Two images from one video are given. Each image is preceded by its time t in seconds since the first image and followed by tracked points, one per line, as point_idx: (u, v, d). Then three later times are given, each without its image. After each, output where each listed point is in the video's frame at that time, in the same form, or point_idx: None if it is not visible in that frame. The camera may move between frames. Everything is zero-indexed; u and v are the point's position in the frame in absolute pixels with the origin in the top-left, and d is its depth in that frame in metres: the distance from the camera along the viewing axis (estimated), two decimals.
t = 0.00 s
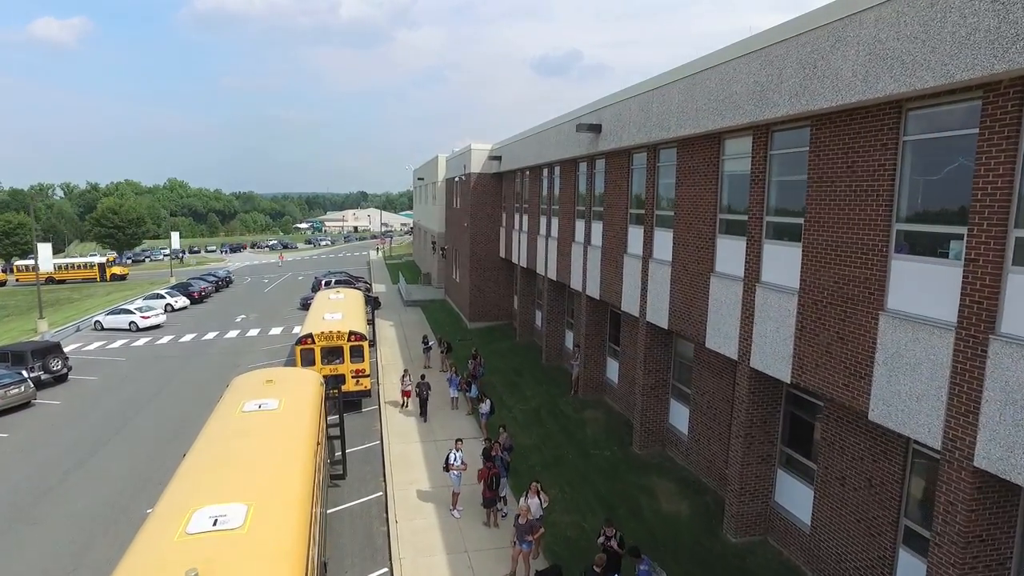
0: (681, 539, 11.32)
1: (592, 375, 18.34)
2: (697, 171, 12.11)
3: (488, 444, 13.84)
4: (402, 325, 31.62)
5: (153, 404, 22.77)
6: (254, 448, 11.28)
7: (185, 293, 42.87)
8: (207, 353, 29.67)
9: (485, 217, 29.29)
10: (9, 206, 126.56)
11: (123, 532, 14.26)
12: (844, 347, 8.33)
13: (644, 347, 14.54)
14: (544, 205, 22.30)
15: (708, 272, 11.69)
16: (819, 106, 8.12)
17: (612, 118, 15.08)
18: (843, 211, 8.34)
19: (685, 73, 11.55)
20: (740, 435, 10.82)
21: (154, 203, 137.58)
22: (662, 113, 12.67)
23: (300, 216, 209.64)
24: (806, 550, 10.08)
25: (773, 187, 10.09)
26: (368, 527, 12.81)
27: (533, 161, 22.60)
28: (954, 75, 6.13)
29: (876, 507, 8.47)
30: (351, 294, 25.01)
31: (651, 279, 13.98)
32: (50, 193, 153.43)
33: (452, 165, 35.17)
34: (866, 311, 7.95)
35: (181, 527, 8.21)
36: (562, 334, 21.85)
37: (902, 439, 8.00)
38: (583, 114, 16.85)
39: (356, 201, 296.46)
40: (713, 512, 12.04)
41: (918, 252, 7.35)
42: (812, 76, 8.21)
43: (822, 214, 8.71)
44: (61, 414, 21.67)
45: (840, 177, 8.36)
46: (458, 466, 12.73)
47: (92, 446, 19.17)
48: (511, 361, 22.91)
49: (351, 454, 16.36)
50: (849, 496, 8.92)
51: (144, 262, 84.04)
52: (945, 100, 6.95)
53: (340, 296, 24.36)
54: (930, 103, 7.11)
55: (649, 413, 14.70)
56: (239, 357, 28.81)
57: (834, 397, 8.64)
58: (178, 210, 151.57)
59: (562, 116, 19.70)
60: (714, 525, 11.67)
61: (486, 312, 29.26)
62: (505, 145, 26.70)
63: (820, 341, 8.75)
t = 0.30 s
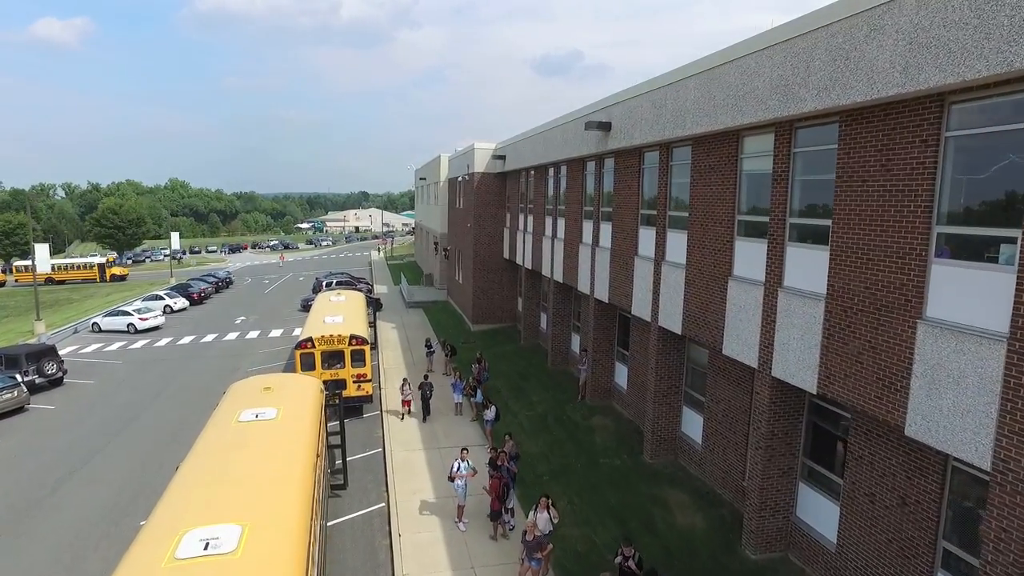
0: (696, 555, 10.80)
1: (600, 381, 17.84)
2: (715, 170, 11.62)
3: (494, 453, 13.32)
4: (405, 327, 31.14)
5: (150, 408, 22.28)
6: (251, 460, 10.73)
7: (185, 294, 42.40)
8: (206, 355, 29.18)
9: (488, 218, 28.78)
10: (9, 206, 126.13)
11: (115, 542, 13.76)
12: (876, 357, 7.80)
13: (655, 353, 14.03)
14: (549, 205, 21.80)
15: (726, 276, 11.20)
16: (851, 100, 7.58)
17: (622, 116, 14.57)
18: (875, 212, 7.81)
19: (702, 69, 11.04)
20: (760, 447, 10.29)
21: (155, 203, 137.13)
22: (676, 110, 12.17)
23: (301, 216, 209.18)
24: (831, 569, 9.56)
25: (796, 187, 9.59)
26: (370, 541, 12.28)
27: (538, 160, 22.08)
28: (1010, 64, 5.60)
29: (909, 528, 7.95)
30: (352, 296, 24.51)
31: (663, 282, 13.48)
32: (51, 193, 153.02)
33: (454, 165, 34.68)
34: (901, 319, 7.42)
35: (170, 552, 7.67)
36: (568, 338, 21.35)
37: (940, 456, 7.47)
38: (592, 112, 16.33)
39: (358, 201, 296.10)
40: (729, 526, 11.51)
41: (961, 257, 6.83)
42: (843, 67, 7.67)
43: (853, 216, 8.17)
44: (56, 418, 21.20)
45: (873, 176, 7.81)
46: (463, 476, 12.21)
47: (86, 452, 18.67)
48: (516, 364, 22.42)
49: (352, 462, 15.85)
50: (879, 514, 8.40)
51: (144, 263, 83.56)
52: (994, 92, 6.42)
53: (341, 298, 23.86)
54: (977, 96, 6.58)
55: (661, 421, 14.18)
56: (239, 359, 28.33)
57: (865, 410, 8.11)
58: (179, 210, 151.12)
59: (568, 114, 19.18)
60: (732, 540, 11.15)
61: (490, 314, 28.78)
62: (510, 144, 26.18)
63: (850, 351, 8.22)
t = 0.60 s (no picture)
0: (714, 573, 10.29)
1: (608, 386, 17.34)
2: (733, 168, 11.12)
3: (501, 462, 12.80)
4: (407, 328, 30.67)
5: (147, 413, 21.82)
6: (249, 472, 10.20)
7: (185, 295, 41.93)
8: (205, 358, 28.70)
9: (492, 217, 28.24)
10: (10, 207, 125.78)
11: (107, 555, 13.27)
12: (914, 367, 7.28)
13: (668, 359, 13.53)
14: (555, 205, 21.30)
15: (745, 278, 10.71)
16: (888, 93, 7.04)
17: (633, 113, 14.06)
18: (912, 213, 7.28)
19: (720, 62, 10.53)
20: (783, 459, 9.78)
21: (155, 203, 136.75)
22: (691, 107, 11.66)
23: (302, 215, 208.88)
24: None
25: (823, 185, 9.09)
26: (373, 555, 11.78)
27: (544, 159, 21.56)
28: None
29: (949, 551, 7.43)
30: (354, 298, 24.03)
31: (676, 285, 12.98)
32: (52, 193, 152.60)
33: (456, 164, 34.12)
34: (942, 329, 6.90)
35: None
36: (574, 340, 20.85)
37: (985, 475, 6.97)
38: (600, 109, 15.82)
39: (359, 201, 295.64)
40: (748, 542, 11.00)
41: (1013, 262, 6.31)
42: (879, 57, 7.13)
43: (888, 217, 7.65)
44: (50, 423, 20.73)
45: (911, 175, 7.29)
46: (471, 488, 11.64)
47: (80, 459, 18.19)
48: (521, 368, 21.93)
49: (354, 471, 15.36)
50: (913, 534, 7.89)
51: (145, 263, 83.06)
52: None
53: (342, 299, 23.39)
54: None
55: (674, 429, 13.69)
56: (238, 362, 27.83)
57: (901, 424, 7.60)
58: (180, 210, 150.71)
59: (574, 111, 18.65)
60: (752, 557, 10.65)
61: (494, 315, 28.33)
62: (514, 142, 25.65)
63: (883, 361, 7.70)
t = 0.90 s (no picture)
0: None
1: (618, 392, 16.84)
2: (753, 169, 10.60)
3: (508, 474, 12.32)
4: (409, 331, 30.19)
5: (145, 418, 21.32)
6: (245, 485, 9.68)
7: (185, 297, 41.45)
8: (204, 361, 28.21)
9: (497, 217, 27.67)
10: (10, 207, 125.31)
11: (100, 569, 12.78)
12: (958, 380, 6.77)
13: (683, 366, 13.02)
14: (562, 205, 20.81)
15: (767, 283, 10.21)
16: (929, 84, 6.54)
17: (645, 111, 13.58)
18: (957, 215, 6.77)
19: (738, 58, 10.07)
20: (807, 475, 9.27)
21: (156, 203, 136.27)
22: (707, 105, 11.18)
23: (303, 215, 208.43)
24: None
25: (852, 185, 8.54)
26: (377, 572, 11.29)
27: (550, 158, 21.08)
28: None
29: None
30: (355, 301, 23.53)
31: (691, 290, 12.49)
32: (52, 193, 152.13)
33: (459, 163, 33.60)
34: (992, 340, 6.39)
35: None
36: (581, 344, 20.35)
37: None
38: (610, 107, 15.33)
39: (360, 201, 295.21)
40: (768, 560, 10.50)
41: None
42: (921, 46, 6.62)
43: (928, 219, 7.14)
44: (45, 429, 20.24)
45: (956, 174, 6.76)
46: (478, 503, 11.17)
47: (74, 467, 17.69)
48: (527, 372, 21.44)
49: (355, 480, 14.86)
50: (954, 560, 7.37)
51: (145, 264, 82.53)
52: None
53: (343, 302, 22.88)
54: None
55: (688, 439, 13.19)
56: (237, 365, 27.34)
57: (942, 441, 7.08)
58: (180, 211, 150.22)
59: (582, 109, 18.15)
60: None
61: (497, 318, 27.85)
62: (518, 141, 25.15)
63: (923, 375, 7.17)
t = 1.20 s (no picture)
0: None
1: (627, 398, 16.34)
2: (774, 168, 10.11)
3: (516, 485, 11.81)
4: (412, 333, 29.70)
5: (142, 423, 20.82)
6: (242, 499, 9.14)
7: (185, 298, 40.96)
8: (203, 364, 27.71)
9: (501, 217, 27.15)
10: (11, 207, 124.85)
11: None
12: (1010, 396, 6.27)
13: (698, 373, 12.53)
14: (568, 206, 20.31)
15: (790, 288, 9.72)
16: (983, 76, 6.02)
17: (659, 108, 13.08)
18: (1009, 216, 6.27)
19: (760, 52, 9.59)
20: (835, 491, 8.78)
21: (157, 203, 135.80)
22: (726, 101, 10.69)
23: (304, 215, 207.89)
24: None
25: (885, 186, 8.06)
26: None
27: (556, 158, 20.58)
28: None
29: None
30: (357, 303, 23.04)
31: (707, 295, 11.98)
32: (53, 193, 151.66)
33: (463, 162, 33.10)
34: None
35: None
36: (588, 349, 19.86)
37: None
38: (621, 104, 14.84)
39: (362, 201, 294.64)
40: None
41: None
42: (971, 34, 6.10)
43: (974, 221, 6.63)
44: (39, 435, 19.76)
45: (1009, 172, 6.25)
46: (488, 518, 10.66)
47: (68, 475, 17.19)
48: (532, 376, 20.95)
49: (357, 490, 14.35)
50: None
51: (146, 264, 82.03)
52: None
53: (345, 305, 22.39)
54: None
55: (703, 448, 12.71)
56: (237, 368, 26.84)
57: (990, 461, 6.57)
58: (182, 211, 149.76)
59: (590, 106, 17.65)
60: None
61: (501, 321, 27.42)
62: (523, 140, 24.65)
63: (968, 389, 6.66)
